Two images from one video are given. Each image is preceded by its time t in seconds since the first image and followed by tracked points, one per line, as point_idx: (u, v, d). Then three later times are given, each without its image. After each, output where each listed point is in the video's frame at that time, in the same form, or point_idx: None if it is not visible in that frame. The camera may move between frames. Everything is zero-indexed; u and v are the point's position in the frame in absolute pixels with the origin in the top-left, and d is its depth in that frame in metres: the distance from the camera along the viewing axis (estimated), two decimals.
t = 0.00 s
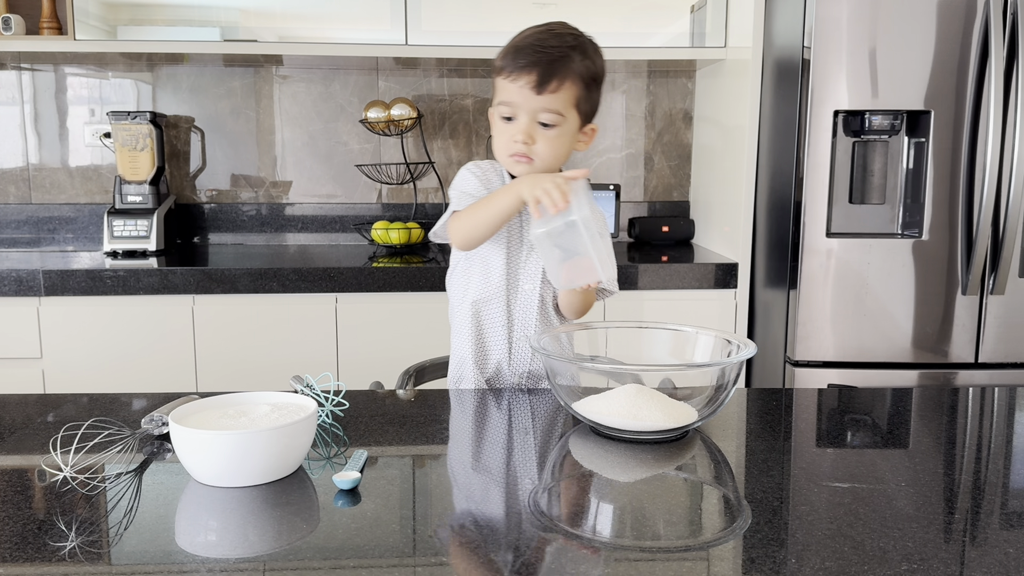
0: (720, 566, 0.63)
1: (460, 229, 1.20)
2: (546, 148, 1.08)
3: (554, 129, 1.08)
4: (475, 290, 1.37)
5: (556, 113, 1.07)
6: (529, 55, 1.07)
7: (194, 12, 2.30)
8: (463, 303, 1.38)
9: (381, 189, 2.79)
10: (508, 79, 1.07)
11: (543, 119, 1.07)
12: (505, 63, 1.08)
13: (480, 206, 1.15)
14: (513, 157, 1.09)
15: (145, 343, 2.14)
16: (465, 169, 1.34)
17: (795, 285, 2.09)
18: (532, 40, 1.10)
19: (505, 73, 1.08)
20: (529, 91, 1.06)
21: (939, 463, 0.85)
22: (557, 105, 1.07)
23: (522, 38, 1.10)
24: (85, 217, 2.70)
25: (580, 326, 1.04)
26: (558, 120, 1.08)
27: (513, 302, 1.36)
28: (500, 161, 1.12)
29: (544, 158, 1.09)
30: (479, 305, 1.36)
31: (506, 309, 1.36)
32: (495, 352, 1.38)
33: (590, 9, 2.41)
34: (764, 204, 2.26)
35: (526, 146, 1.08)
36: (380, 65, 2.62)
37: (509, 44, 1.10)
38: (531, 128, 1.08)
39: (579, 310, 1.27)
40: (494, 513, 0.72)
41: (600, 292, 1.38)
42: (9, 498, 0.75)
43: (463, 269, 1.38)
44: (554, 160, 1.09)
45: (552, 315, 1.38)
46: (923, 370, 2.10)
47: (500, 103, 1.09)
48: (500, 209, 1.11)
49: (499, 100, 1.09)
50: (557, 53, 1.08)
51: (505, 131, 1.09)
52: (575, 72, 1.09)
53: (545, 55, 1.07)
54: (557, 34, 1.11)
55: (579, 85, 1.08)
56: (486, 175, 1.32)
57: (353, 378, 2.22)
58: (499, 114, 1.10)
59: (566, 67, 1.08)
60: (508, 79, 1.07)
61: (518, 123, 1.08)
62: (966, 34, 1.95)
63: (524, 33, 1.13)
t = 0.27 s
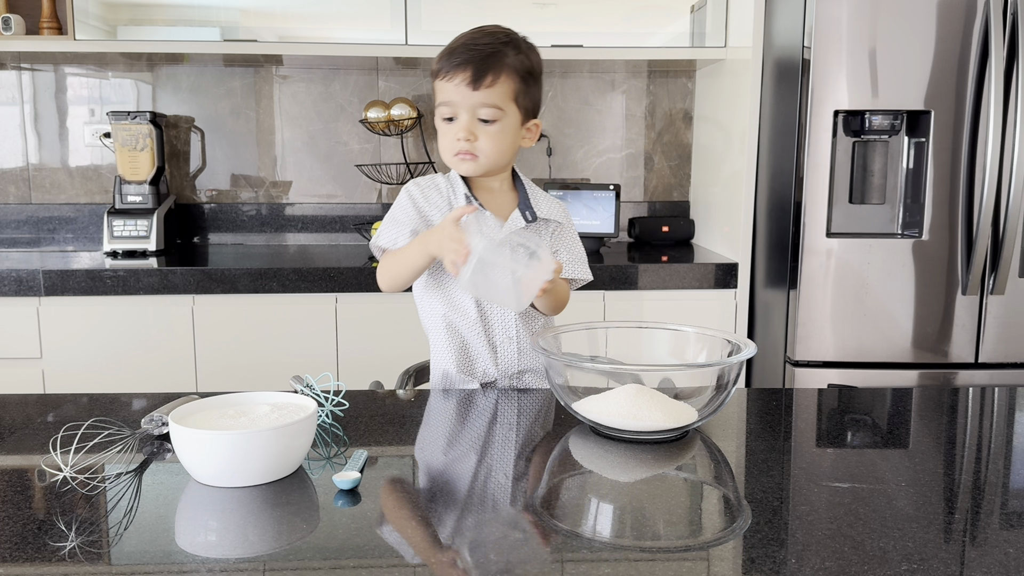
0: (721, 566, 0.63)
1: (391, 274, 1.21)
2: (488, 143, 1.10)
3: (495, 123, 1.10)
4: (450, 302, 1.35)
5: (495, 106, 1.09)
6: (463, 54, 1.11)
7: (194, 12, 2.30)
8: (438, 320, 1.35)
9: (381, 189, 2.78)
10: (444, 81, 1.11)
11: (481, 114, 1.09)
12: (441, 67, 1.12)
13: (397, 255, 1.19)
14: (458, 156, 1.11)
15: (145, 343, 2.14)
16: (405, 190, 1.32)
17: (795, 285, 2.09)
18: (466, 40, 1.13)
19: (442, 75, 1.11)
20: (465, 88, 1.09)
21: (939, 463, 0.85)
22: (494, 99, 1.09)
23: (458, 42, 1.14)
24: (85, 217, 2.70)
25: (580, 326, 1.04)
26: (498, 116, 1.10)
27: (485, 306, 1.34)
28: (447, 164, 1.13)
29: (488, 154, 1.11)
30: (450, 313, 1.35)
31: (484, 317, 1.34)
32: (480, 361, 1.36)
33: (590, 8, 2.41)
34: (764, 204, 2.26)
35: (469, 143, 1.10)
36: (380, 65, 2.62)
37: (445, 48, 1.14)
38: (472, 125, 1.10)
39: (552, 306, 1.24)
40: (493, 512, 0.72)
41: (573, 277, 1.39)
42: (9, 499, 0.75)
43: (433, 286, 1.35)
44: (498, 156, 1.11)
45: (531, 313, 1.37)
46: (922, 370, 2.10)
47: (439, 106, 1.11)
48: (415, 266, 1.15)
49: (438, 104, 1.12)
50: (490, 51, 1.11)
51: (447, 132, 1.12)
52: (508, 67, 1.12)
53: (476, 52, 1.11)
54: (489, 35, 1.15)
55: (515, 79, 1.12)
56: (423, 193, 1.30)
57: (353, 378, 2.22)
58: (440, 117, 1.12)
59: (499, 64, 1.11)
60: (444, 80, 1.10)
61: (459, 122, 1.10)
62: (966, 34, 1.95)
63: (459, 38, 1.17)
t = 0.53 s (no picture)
0: (721, 565, 0.63)
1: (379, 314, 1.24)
2: (455, 156, 1.16)
3: (460, 136, 1.15)
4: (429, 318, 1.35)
5: (457, 121, 1.14)
6: (426, 68, 1.15)
7: (194, 12, 2.30)
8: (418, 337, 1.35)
9: (381, 189, 2.78)
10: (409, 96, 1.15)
11: (447, 128, 1.14)
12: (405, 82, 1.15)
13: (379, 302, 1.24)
14: (427, 170, 1.16)
15: (145, 343, 2.14)
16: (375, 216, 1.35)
17: (795, 285, 2.09)
18: (430, 53, 1.17)
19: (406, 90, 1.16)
20: (429, 102, 1.13)
21: (938, 463, 0.85)
22: (459, 112, 1.14)
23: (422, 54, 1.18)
24: (85, 217, 2.70)
25: (579, 326, 1.04)
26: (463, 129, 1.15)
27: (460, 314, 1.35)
28: (416, 175, 1.19)
29: (455, 166, 1.16)
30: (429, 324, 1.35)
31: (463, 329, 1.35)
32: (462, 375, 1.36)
33: (590, 8, 2.41)
34: (764, 204, 2.26)
35: (436, 157, 1.15)
36: (380, 65, 2.62)
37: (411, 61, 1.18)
38: (438, 139, 1.15)
39: (526, 322, 1.23)
40: (492, 511, 0.72)
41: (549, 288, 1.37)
42: (9, 499, 0.75)
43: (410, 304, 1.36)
44: (466, 167, 1.17)
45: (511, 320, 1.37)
46: (922, 370, 2.10)
47: (407, 121, 1.16)
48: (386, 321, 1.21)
49: (405, 117, 1.17)
50: (453, 64, 1.15)
51: (415, 146, 1.17)
52: (470, 79, 1.16)
53: (439, 65, 1.15)
54: (452, 47, 1.19)
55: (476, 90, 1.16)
56: (388, 217, 1.32)
57: (353, 378, 2.22)
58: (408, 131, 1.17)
59: (461, 76, 1.15)
60: (407, 95, 1.15)
61: (426, 135, 1.15)
62: (967, 34, 1.95)
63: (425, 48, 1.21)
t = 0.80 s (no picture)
0: (721, 566, 0.63)
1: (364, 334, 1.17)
2: (434, 170, 1.15)
3: (438, 150, 1.14)
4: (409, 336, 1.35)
5: (435, 135, 1.13)
6: (402, 79, 1.13)
7: (194, 12, 2.30)
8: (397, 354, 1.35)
9: (381, 190, 2.78)
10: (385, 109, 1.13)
11: (425, 141, 1.13)
12: (380, 94, 1.14)
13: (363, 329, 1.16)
14: (406, 184, 1.15)
15: (145, 343, 2.14)
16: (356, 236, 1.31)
17: (795, 285, 2.09)
18: (405, 65, 1.16)
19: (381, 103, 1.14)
20: (406, 115, 1.12)
21: (939, 463, 0.85)
22: (437, 125, 1.13)
23: (396, 67, 1.17)
24: (85, 217, 2.70)
25: (579, 326, 1.04)
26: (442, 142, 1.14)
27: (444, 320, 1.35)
28: (394, 189, 1.17)
29: (433, 179, 1.15)
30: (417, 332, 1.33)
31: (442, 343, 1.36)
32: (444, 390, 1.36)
33: (590, 8, 2.41)
34: (764, 204, 2.26)
35: (414, 171, 1.14)
36: (380, 65, 2.62)
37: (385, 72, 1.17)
38: (417, 153, 1.13)
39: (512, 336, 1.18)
40: (491, 512, 0.72)
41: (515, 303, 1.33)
42: (9, 499, 0.75)
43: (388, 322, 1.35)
44: (444, 182, 1.16)
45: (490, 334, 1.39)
46: (922, 371, 2.10)
47: (383, 134, 1.15)
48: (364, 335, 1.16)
49: (381, 130, 1.15)
50: (429, 76, 1.14)
51: (393, 159, 1.15)
52: (447, 91, 1.15)
53: (414, 77, 1.13)
54: (427, 58, 1.17)
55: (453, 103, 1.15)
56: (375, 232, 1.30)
57: (353, 378, 2.22)
58: (384, 145, 1.15)
59: (438, 88, 1.14)
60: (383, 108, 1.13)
61: (403, 149, 1.14)
62: (966, 34, 1.95)
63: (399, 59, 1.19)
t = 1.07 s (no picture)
0: (721, 565, 0.63)
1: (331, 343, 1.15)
2: (416, 187, 1.04)
3: (421, 163, 1.04)
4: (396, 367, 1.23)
5: (417, 147, 1.03)
6: (380, 91, 1.04)
7: (194, 12, 2.30)
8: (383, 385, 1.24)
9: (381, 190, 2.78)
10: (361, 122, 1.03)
11: (407, 155, 1.03)
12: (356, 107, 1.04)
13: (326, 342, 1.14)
14: (387, 203, 1.04)
15: (145, 343, 2.14)
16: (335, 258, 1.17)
17: (795, 285, 2.09)
18: (384, 76, 1.07)
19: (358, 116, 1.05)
20: (385, 128, 1.03)
21: (939, 463, 0.85)
22: (419, 138, 1.03)
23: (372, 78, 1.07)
24: (85, 217, 2.70)
25: (579, 326, 1.04)
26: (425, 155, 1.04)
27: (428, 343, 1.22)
28: (373, 209, 1.06)
29: (416, 197, 1.04)
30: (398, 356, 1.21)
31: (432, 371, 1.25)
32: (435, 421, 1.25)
33: (591, 8, 2.41)
34: (764, 204, 2.26)
35: (395, 188, 1.03)
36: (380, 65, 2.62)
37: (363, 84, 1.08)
38: (399, 168, 1.03)
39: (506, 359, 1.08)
40: (494, 514, 0.72)
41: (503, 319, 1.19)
42: (9, 499, 0.75)
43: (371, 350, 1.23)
44: (429, 199, 1.05)
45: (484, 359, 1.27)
46: (922, 371, 2.10)
47: (361, 149, 1.05)
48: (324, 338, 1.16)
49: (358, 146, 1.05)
50: (409, 87, 1.05)
51: (372, 176, 1.05)
52: (428, 101, 1.06)
53: (394, 88, 1.05)
54: (407, 69, 1.09)
55: (435, 113, 1.06)
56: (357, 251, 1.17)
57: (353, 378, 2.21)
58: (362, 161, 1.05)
59: (418, 99, 1.05)
60: (360, 120, 1.04)
61: (382, 164, 1.03)
62: (966, 34, 1.95)
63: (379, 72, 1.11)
